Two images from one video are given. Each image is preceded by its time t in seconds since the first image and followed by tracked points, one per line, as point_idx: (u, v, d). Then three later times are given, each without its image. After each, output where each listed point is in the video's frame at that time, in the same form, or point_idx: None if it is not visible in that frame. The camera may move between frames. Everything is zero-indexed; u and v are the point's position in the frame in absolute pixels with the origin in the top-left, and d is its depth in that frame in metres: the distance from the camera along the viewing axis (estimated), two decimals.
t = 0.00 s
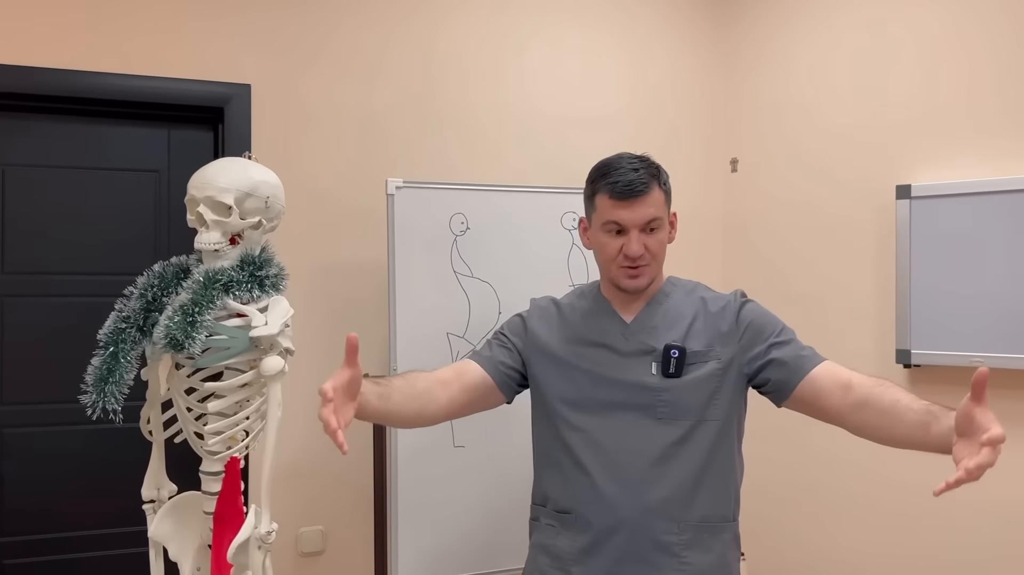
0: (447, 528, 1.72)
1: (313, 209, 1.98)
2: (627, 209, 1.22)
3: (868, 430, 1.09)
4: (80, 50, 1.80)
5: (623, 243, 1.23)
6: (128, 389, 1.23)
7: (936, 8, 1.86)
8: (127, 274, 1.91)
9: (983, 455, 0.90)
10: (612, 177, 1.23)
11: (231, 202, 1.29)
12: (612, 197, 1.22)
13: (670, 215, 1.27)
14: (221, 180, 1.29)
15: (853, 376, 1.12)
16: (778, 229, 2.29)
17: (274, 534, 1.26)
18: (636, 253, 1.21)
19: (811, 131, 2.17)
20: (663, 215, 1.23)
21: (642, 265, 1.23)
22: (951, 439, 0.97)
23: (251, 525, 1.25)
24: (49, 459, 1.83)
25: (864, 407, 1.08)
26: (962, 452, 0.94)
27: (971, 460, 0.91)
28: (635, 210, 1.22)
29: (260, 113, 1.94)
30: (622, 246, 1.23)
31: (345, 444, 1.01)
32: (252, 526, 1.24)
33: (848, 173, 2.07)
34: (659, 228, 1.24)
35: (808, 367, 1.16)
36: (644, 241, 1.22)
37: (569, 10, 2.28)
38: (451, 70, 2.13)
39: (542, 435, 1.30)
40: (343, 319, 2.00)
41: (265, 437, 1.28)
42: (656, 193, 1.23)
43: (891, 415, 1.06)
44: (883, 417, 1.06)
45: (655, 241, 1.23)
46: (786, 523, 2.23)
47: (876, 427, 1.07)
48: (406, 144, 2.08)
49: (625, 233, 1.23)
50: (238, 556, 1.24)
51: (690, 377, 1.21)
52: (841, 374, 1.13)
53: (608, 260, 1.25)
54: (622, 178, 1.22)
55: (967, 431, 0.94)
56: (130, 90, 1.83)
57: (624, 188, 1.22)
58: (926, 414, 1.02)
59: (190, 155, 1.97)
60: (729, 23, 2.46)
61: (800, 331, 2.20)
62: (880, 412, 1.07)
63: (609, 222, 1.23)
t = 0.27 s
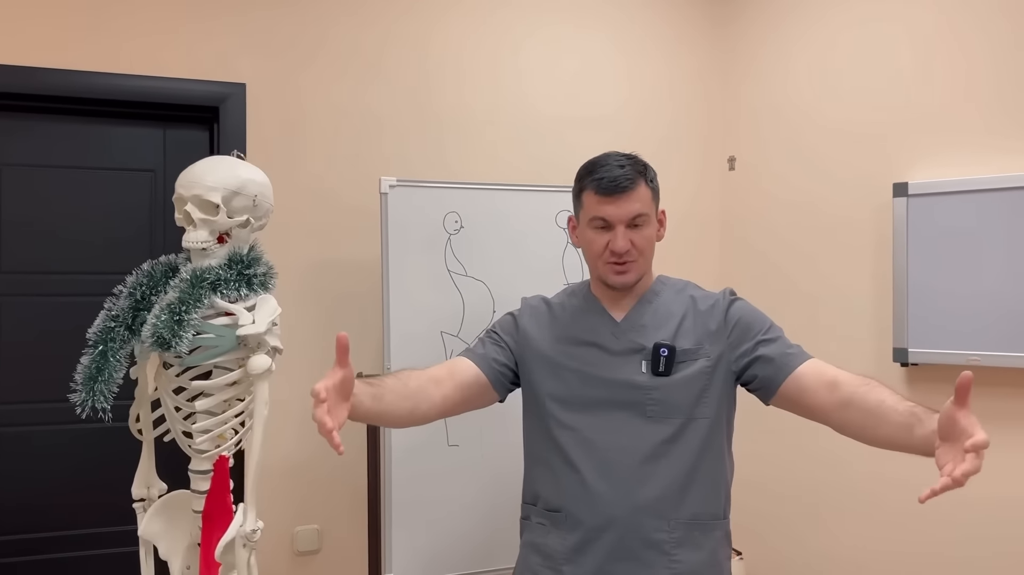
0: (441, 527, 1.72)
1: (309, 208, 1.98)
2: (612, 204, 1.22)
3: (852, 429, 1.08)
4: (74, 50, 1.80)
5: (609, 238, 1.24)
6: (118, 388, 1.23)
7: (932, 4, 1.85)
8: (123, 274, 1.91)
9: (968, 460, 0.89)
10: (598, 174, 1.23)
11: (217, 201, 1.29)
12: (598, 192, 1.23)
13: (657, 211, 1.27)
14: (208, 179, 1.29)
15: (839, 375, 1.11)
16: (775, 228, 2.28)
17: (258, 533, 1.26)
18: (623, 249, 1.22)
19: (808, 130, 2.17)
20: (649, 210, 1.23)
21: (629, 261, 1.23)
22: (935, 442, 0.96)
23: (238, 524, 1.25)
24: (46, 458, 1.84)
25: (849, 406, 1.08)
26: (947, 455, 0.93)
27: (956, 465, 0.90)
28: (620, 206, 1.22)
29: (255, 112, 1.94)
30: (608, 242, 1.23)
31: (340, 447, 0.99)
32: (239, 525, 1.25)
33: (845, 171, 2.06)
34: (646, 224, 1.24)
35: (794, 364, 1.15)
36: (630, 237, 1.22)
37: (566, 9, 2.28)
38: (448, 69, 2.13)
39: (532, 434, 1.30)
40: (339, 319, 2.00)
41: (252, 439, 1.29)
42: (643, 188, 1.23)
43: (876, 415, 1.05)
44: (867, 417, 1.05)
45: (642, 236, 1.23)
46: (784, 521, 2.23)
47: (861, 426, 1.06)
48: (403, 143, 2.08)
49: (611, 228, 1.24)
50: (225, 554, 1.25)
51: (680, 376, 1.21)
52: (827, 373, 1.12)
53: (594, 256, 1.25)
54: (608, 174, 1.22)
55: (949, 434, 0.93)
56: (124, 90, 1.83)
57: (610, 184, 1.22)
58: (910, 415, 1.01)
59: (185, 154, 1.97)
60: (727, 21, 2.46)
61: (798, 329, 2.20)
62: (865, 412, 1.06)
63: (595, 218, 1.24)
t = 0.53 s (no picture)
0: (439, 527, 1.72)
1: (308, 209, 1.98)
2: (605, 196, 1.23)
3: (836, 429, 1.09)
4: (73, 52, 1.81)
5: (601, 231, 1.24)
6: (114, 389, 1.24)
7: (931, 3, 1.85)
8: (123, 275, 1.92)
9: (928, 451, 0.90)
10: (591, 168, 1.25)
11: (212, 203, 1.30)
12: (591, 185, 1.24)
13: (651, 208, 1.27)
14: (203, 181, 1.30)
15: (827, 375, 1.11)
16: (775, 227, 2.28)
17: (253, 533, 1.26)
18: (615, 241, 1.22)
19: (807, 129, 2.16)
20: (642, 204, 1.24)
21: (621, 253, 1.23)
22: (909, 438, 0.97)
23: (233, 525, 1.25)
24: (46, 458, 1.85)
25: (836, 406, 1.07)
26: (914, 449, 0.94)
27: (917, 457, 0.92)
28: (612, 198, 1.23)
29: (254, 113, 1.95)
30: (601, 234, 1.23)
31: (355, 440, 1.02)
32: (234, 525, 1.25)
33: (844, 170, 2.06)
34: (638, 218, 1.24)
35: (784, 365, 1.15)
36: (623, 230, 1.22)
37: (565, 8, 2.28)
38: (447, 69, 2.13)
39: (526, 434, 1.30)
40: (338, 319, 2.00)
41: (247, 440, 1.29)
42: (635, 183, 1.24)
43: (860, 414, 1.05)
44: (852, 416, 1.05)
45: (634, 230, 1.23)
46: (784, 521, 2.23)
47: (845, 425, 1.07)
48: (401, 143, 2.08)
49: (604, 221, 1.24)
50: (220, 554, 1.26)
51: (673, 375, 1.21)
52: (816, 373, 1.12)
53: (587, 249, 1.25)
54: (601, 168, 1.24)
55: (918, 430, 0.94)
56: (123, 91, 1.83)
57: (603, 178, 1.23)
58: (889, 413, 1.02)
59: (184, 155, 1.98)
60: (726, 20, 2.46)
61: (797, 329, 2.20)
62: (850, 412, 1.06)
63: (588, 211, 1.24)
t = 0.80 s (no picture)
0: (439, 527, 1.72)
1: (308, 210, 1.99)
2: (603, 197, 1.23)
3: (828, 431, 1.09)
4: (74, 54, 1.81)
5: (599, 232, 1.24)
6: (114, 390, 1.24)
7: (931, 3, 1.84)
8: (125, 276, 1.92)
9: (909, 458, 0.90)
10: (589, 169, 1.25)
11: (210, 205, 1.30)
12: (589, 186, 1.24)
13: (648, 209, 1.27)
14: (201, 183, 1.30)
15: (821, 378, 1.10)
16: (776, 228, 2.28)
17: (255, 533, 1.27)
18: (612, 241, 1.22)
19: (808, 130, 2.16)
20: (640, 205, 1.24)
21: (618, 254, 1.23)
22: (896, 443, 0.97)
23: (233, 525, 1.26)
24: (49, 460, 1.85)
25: (828, 409, 1.07)
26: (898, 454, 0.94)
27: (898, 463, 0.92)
28: (610, 198, 1.23)
29: (255, 115, 1.95)
30: (598, 235, 1.24)
31: (352, 446, 1.02)
32: (234, 525, 1.26)
33: (844, 170, 2.06)
34: (636, 219, 1.24)
35: (778, 368, 1.15)
36: (620, 230, 1.23)
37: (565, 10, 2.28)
38: (447, 70, 2.14)
39: (523, 435, 1.30)
40: (338, 320, 2.01)
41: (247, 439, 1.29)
42: (633, 184, 1.24)
43: (851, 417, 1.05)
44: (844, 419, 1.05)
45: (632, 231, 1.24)
46: (785, 522, 2.22)
47: (836, 429, 1.06)
48: (402, 144, 2.09)
49: (602, 222, 1.24)
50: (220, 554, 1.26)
51: (669, 377, 1.21)
52: (810, 377, 1.12)
53: (585, 250, 1.26)
54: (599, 169, 1.24)
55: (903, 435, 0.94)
56: (124, 94, 1.84)
57: (600, 179, 1.23)
58: (878, 417, 1.01)
59: (186, 158, 1.99)
60: (727, 21, 2.46)
61: (799, 330, 2.19)
62: (841, 415, 1.06)
63: (586, 212, 1.25)
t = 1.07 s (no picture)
0: (443, 528, 1.72)
1: (313, 210, 1.99)
2: (607, 198, 1.23)
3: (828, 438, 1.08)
4: (80, 55, 1.82)
5: (604, 232, 1.24)
6: (118, 391, 1.25)
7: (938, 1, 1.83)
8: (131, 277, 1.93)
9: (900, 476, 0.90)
10: (593, 169, 1.25)
11: (214, 206, 1.30)
12: (594, 187, 1.24)
13: (653, 210, 1.27)
14: (205, 184, 1.31)
15: (824, 384, 1.10)
16: (781, 227, 2.27)
17: (259, 534, 1.28)
18: (617, 242, 1.22)
19: (813, 129, 2.15)
20: (645, 206, 1.24)
21: (623, 255, 1.23)
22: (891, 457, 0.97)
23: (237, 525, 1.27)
24: (55, 459, 1.86)
25: (829, 417, 1.07)
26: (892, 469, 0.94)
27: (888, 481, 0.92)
28: (615, 199, 1.23)
29: (259, 115, 1.95)
30: (603, 235, 1.23)
31: (351, 457, 1.03)
32: (238, 525, 1.27)
33: (850, 170, 2.05)
34: (640, 220, 1.24)
35: (782, 373, 1.15)
36: (625, 231, 1.22)
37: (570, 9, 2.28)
38: (452, 70, 2.14)
39: (528, 436, 1.30)
40: (343, 320, 2.01)
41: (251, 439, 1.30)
42: (638, 184, 1.24)
43: (851, 426, 1.04)
44: (843, 428, 1.05)
45: (637, 231, 1.23)
46: (791, 522, 2.21)
47: (836, 436, 1.06)
48: (406, 144, 2.09)
49: (606, 223, 1.24)
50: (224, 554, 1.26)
51: (673, 378, 1.21)
52: (813, 382, 1.11)
53: (589, 251, 1.25)
54: (603, 170, 1.24)
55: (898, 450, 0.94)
56: (129, 94, 1.85)
57: (605, 179, 1.23)
58: (877, 428, 1.01)
59: (191, 158, 1.99)
60: (732, 20, 2.45)
61: (805, 329, 2.18)
62: (841, 423, 1.05)
63: (590, 212, 1.24)
